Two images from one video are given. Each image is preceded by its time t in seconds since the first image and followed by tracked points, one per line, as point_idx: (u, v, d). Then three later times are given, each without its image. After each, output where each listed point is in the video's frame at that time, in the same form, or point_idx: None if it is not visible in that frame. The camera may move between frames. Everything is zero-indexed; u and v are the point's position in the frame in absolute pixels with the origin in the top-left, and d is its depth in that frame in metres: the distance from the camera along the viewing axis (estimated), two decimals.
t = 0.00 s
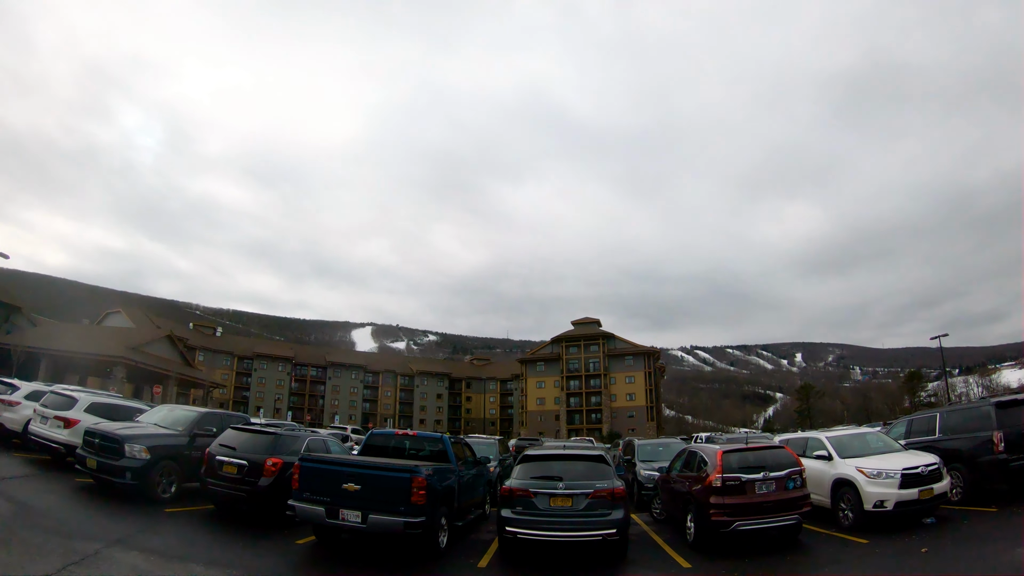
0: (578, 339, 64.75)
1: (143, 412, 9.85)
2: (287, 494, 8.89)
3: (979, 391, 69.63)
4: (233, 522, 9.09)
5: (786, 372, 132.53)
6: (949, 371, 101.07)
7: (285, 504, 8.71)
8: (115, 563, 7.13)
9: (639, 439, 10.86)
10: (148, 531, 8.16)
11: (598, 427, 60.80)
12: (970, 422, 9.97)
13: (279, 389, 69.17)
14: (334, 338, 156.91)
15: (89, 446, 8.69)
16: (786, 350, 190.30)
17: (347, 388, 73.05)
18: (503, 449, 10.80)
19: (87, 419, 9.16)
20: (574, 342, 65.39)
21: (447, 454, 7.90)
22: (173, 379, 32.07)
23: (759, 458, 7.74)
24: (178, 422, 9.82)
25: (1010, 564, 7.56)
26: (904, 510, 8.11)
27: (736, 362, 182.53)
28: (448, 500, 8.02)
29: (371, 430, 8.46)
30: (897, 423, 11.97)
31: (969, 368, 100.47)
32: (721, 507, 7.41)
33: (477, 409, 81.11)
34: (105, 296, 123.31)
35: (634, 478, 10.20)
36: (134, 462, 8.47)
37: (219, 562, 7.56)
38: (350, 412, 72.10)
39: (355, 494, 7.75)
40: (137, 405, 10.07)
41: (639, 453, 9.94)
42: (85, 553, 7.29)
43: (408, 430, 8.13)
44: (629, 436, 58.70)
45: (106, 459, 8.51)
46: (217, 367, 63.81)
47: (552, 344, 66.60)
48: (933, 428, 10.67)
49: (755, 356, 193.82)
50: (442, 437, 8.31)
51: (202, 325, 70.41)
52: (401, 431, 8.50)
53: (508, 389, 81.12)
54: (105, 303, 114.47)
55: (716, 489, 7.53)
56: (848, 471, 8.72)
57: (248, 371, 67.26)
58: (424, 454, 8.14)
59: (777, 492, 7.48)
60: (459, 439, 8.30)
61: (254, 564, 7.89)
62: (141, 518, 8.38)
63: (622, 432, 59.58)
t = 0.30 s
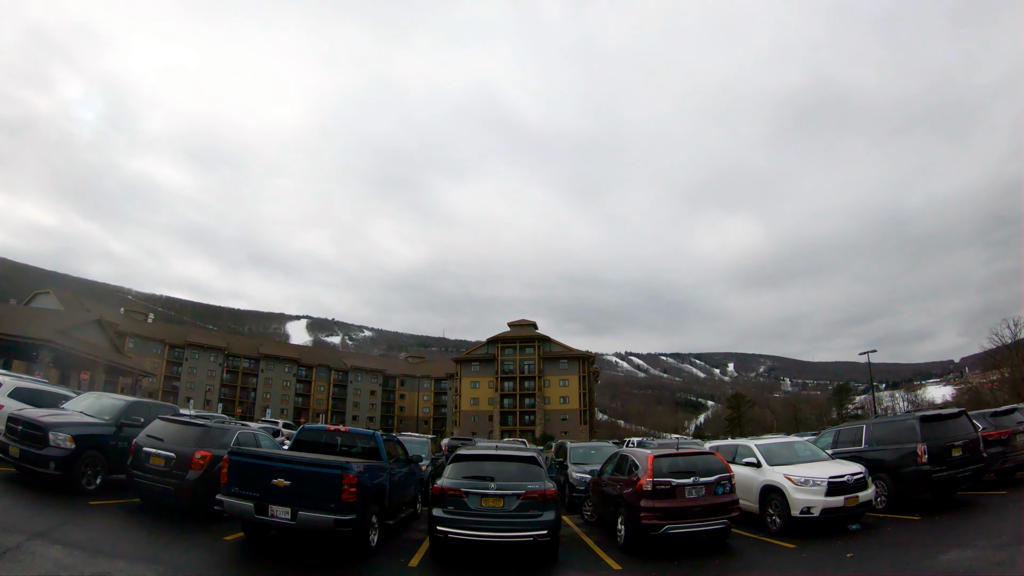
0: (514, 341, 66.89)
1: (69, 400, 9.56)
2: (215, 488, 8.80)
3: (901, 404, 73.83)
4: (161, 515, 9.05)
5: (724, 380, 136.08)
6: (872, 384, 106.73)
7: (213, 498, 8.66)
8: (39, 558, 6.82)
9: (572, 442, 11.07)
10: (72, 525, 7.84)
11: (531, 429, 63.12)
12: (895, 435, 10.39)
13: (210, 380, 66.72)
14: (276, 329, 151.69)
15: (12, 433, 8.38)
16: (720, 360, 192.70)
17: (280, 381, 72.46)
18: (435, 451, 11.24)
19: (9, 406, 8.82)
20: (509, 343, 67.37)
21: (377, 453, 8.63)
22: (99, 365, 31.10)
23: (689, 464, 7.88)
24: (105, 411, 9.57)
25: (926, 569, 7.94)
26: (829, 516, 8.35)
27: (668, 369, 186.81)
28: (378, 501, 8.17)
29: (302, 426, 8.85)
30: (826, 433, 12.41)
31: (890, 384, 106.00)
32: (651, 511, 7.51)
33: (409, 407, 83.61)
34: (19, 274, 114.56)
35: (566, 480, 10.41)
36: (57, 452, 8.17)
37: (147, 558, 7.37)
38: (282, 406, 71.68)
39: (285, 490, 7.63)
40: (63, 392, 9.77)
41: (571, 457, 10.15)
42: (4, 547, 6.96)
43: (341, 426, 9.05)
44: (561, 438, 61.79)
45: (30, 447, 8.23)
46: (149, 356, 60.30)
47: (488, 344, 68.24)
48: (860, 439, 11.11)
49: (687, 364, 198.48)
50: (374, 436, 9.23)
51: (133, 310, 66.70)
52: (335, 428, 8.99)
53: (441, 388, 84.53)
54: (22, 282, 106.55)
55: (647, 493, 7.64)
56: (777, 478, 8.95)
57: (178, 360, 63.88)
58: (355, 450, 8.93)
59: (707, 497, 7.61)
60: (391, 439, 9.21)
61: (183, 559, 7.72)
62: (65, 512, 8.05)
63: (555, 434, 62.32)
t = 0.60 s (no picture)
0: (460, 341, 68.33)
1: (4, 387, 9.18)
2: (153, 481, 8.56)
3: (842, 414, 76.61)
4: (97, 508, 8.77)
5: (675, 386, 138.04)
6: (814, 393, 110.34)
7: (152, 492, 8.43)
8: None
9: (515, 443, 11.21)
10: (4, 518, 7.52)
11: (476, 429, 64.88)
12: (835, 443, 10.75)
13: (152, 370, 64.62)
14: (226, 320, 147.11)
15: None
16: (666, 366, 194.59)
17: (223, 374, 71.27)
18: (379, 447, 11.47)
19: None
20: (456, 343, 68.75)
21: (320, 450, 9.05)
22: (38, 351, 30.24)
23: (631, 467, 8.02)
24: (41, 400, 9.23)
25: (861, 573, 8.25)
26: (769, 521, 8.57)
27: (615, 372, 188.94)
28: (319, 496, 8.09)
29: (243, 421, 9.03)
30: (767, 440, 12.79)
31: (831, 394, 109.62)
32: (593, 513, 7.61)
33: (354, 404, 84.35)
34: None
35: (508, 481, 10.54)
36: None
37: (83, 552, 7.15)
38: (224, 399, 70.50)
39: (224, 485, 7.48)
40: None
41: (514, 458, 10.30)
42: None
43: (284, 422, 9.22)
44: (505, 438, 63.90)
45: None
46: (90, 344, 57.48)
47: (434, 343, 69.38)
48: (800, 446, 11.47)
49: (633, 368, 200.65)
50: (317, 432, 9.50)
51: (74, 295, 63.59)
52: (276, 423, 9.15)
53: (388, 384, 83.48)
54: None
55: (589, 495, 7.74)
56: (718, 483, 9.18)
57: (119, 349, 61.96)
58: (298, 446, 9.09)
59: (648, 500, 7.74)
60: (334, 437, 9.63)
61: (120, 555, 7.51)
62: None
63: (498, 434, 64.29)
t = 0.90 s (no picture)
0: (417, 339, 68.66)
1: None
2: (102, 476, 8.31)
3: (794, 421, 78.84)
4: (42, 502, 8.49)
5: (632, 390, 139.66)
6: (767, 400, 113.22)
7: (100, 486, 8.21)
8: None
9: (469, 443, 11.23)
10: None
11: (430, 428, 65.12)
12: (786, 448, 11.03)
13: (103, 361, 63.05)
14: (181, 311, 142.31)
15: None
16: (620, 369, 194.92)
17: (175, 367, 69.06)
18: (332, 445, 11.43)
19: None
20: (412, 341, 69.04)
21: (272, 444, 8.95)
22: None
23: (583, 469, 8.10)
24: None
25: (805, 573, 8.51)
26: (718, 524, 8.76)
27: (571, 374, 189.70)
28: (271, 493, 7.97)
29: (196, 415, 8.91)
30: (719, 444, 13.08)
31: (783, 401, 111.99)
32: (545, 514, 7.66)
33: (308, 401, 85.46)
34: None
35: (462, 481, 10.55)
36: None
37: (25, 549, 6.89)
38: (176, 393, 68.31)
39: (173, 481, 7.31)
40: None
41: (469, 458, 10.35)
42: None
43: (236, 418, 9.08)
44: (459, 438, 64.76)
45: None
46: (40, 334, 55.67)
47: (390, 341, 69.53)
48: (751, 451, 11.76)
49: (589, 371, 202.37)
50: (268, 428, 9.37)
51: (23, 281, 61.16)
52: (228, 418, 9.04)
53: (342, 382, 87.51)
54: None
55: (541, 496, 7.79)
56: (670, 486, 9.34)
57: (70, 339, 60.02)
58: (248, 442, 8.95)
59: (599, 502, 7.83)
60: (286, 433, 9.63)
61: (65, 551, 7.28)
62: None
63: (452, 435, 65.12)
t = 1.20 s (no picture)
0: (377, 337, 68.98)
1: None
2: (56, 469, 8.08)
3: (752, 425, 80.90)
4: None
5: (594, 392, 141.03)
6: (726, 406, 115.91)
7: (54, 480, 7.97)
8: None
9: (430, 443, 11.21)
10: None
11: (389, 427, 65.74)
12: (743, 452, 11.30)
13: (59, 351, 61.25)
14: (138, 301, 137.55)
15: None
16: (580, 372, 194.82)
17: (134, 359, 67.01)
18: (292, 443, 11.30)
19: None
20: (373, 338, 69.34)
21: (229, 440, 8.81)
22: None
23: (541, 470, 8.17)
24: None
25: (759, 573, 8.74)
26: (675, 525, 8.92)
27: (533, 375, 189.89)
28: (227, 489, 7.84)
29: (152, 409, 8.71)
30: (678, 447, 13.34)
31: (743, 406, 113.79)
32: (503, 514, 7.70)
33: (266, 397, 84.05)
34: None
35: (421, 480, 10.54)
36: None
37: None
38: (134, 385, 66.27)
39: (128, 476, 7.14)
40: None
41: (429, 458, 10.33)
42: None
43: (193, 413, 8.91)
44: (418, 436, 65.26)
45: None
46: None
47: (351, 337, 69.44)
48: (708, 454, 12.04)
49: (551, 372, 203.24)
50: (225, 424, 9.24)
51: None
52: (185, 412, 8.87)
53: (302, 378, 85.95)
54: None
55: (499, 496, 7.83)
56: (628, 488, 9.47)
57: (25, 327, 58.08)
58: (205, 437, 8.79)
59: (557, 503, 7.90)
60: (243, 429, 9.48)
61: (16, 546, 7.04)
62: None
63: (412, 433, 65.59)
